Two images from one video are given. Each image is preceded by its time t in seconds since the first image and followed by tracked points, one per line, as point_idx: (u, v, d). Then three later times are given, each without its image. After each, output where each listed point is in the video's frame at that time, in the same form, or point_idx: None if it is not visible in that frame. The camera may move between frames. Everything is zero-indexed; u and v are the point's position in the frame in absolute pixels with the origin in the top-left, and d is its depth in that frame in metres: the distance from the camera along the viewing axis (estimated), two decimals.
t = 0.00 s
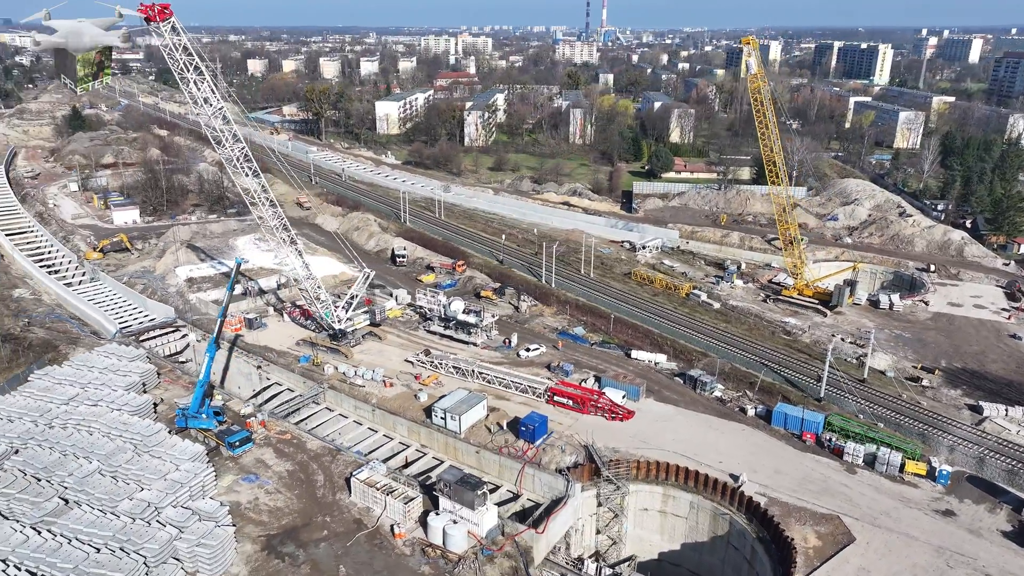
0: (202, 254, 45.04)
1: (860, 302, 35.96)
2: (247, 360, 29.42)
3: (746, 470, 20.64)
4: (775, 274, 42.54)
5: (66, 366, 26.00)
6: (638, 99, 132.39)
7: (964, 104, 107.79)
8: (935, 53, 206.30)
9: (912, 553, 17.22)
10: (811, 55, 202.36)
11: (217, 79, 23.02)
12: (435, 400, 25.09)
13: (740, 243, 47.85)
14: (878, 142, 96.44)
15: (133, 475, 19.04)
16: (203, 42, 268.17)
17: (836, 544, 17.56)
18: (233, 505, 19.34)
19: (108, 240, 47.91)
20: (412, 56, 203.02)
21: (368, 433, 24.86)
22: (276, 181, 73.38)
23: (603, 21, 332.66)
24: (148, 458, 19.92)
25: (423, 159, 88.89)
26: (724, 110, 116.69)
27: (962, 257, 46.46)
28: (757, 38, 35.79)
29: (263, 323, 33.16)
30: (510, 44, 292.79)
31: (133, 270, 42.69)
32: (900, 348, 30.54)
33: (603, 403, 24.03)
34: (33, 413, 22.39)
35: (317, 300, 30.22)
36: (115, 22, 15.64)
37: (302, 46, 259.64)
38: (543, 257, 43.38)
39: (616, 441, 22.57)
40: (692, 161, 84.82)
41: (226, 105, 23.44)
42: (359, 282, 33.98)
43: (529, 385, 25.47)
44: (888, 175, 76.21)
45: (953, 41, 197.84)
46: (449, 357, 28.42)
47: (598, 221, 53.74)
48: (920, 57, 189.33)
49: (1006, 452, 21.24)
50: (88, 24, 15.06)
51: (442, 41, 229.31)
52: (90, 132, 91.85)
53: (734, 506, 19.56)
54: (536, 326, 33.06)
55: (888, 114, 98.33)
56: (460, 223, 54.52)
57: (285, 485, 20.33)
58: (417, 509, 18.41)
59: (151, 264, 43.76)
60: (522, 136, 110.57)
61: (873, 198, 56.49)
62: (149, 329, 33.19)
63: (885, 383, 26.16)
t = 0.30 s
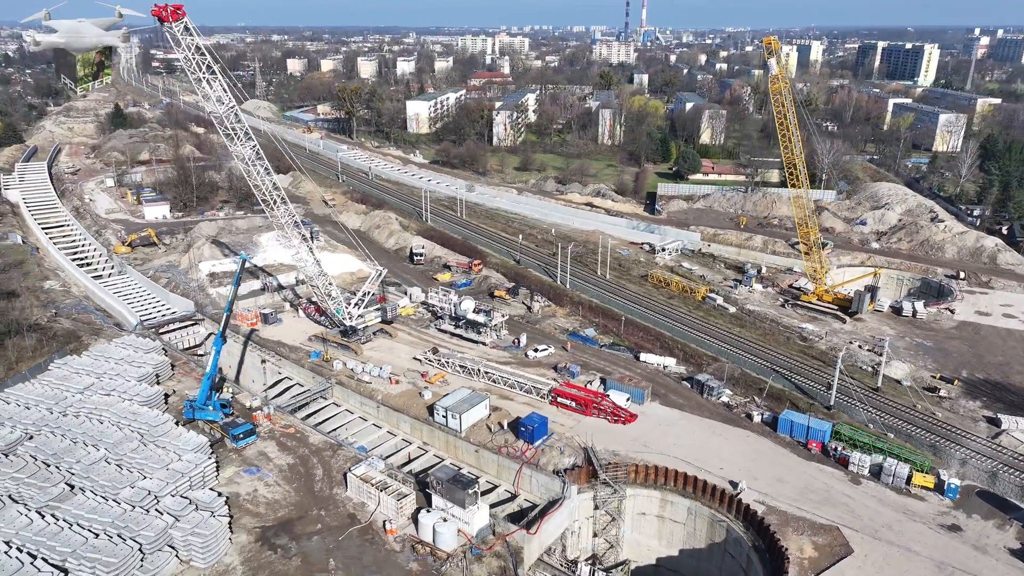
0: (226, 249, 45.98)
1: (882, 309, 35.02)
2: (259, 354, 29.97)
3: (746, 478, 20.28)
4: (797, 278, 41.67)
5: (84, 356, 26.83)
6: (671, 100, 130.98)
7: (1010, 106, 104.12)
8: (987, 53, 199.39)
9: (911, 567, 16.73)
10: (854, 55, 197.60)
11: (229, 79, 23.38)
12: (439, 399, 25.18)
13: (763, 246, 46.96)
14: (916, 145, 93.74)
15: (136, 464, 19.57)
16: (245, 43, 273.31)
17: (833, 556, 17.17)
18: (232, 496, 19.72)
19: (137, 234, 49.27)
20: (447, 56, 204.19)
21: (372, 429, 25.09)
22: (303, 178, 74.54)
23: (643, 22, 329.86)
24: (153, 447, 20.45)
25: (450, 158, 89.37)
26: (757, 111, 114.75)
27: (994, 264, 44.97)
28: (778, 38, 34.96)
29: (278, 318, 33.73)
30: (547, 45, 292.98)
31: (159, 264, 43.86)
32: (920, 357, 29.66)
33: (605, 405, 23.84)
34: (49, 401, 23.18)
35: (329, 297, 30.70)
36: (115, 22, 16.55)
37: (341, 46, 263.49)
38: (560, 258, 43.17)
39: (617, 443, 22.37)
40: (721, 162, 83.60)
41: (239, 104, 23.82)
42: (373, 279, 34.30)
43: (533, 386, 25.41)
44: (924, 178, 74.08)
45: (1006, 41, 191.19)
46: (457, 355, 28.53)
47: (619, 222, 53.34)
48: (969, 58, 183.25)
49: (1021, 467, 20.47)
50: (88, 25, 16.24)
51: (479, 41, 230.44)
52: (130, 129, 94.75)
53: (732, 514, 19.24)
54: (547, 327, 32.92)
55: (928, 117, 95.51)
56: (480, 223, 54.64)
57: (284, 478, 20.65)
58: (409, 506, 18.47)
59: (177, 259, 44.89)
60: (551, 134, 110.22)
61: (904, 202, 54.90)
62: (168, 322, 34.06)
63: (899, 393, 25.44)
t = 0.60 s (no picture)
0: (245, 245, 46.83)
1: (900, 315, 34.15)
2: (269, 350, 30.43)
3: (742, 485, 19.96)
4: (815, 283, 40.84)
5: (98, 348, 27.56)
6: (701, 100, 129.43)
7: None
8: None
9: None
10: (895, 55, 192.42)
11: (237, 78, 23.81)
12: (439, 397, 25.27)
13: (782, 250, 46.12)
14: (952, 148, 91.18)
15: (137, 454, 20.05)
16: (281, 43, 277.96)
17: (824, 567, 16.83)
18: (228, 488, 20.05)
19: (160, 230, 50.44)
20: (478, 56, 204.78)
21: (373, 425, 25.29)
22: (327, 176, 75.47)
23: (677, 22, 326.64)
24: (155, 438, 20.93)
25: (474, 158, 89.60)
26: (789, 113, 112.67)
27: None
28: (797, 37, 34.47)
29: (290, 314, 34.21)
30: (581, 46, 291.83)
31: (180, 260, 44.86)
32: (935, 366, 28.85)
33: (605, 407, 23.69)
34: (60, 391, 23.87)
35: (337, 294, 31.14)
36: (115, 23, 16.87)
37: (376, 45, 266.13)
38: (573, 258, 42.95)
39: (614, 446, 22.19)
40: (747, 164, 82.40)
41: (247, 103, 24.28)
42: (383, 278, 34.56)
43: (534, 386, 25.35)
44: (958, 183, 71.96)
45: None
46: (461, 354, 28.59)
47: (638, 224, 52.87)
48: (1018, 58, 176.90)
49: None
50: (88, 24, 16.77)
51: (512, 41, 230.65)
52: (163, 127, 97.10)
53: (725, 521, 18.96)
54: (554, 328, 32.79)
55: (966, 119, 92.67)
56: (498, 223, 54.67)
57: (281, 472, 20.94)
58: (399, 503, 18.56)
59: (198, 255, 45.88)
60: (577, 133, 109.71)
61: (933, 207, 53.41)
62: (184, 316, 34.79)
63: (909, 402, 24.78)
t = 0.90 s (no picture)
0: (261, 242, 47.51)
1: (915, 322, 33.33)
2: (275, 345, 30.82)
3: (735, 491, 19.67)
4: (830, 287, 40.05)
5: (108, 341, 28.21)
6: (728, 101, 127.75)
7: None
8: None
9: None
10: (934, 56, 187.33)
11: (241, 77, 24.28)
12: (437, 395, 25.33)
13: (799, 253, 45.29)
14: (986, 151, 88.61)
15: (135, 445, 20.46)
16: (315, 42, 281.25)
17: None
18: (223, 480, 20.36)
19: (180, 226, 51.51)
20: (507, 55, 205.09)
21: (371, 423, 25.44)
22: (348, 175, 76.26)
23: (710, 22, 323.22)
24: (154, 430, 21.33)
25: (495, 158, 89.62)
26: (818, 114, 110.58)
27: None
28: (811, 37, 33.91)
29: (298, 311, 34.62)
30: (612, 46, 290.36)
31: (197, 256, 45.70)
32: (949, 375, 28.04)
33: (601, 410, 23.51)
34: (68, 383, 24.48)
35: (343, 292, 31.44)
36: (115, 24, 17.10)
37: (407, 45, 268.15)
38: (584, 259, 42.73)
39: (608, 449, 22.01)
40: (770, 166, 81.11)
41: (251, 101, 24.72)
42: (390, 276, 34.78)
43: (532, 387, 25.27)
44: (989, 187, 69.94)
45: None
46: (462, 354, 28.62)
47: (653, 226, 52.34)
48: None
49: None
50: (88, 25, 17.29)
51: (543, 41, 230.47)
52: (192, 125, 99.05)
53: (715, 527, 18.70)
54: (559, 329, 32.64)
55: (1002, 121, 89.93)
56: (512, 222, 54.61)
57: (275, 466, 21.19)
58: (386, 500, 18.66)
59: (215, 251, 46.71)
60: (600, 133, 109.05)
61: (959, 211, 51.97)
62: (196, 311, 35.43)
63: (916, 411, 24.16)
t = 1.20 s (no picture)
0: (276, 239, 48.18)
1: (929, 329, 32.46)
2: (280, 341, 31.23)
3: (725, 497, 19.41)
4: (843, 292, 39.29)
5: (118, 334, 28.84)
6: (755, 102, 125.88)
7: None
8: None
9: None
10: (974, 57, 182.08)
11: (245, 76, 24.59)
12: (434, 394, 25.41)
13: (815, 257, 44.47)
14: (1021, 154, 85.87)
15: (132, 437, 20.87)
16: (346, 41, 283.44)
17: None
18: (216, 473, 20.67)
19: (198, 223, 52.43)
20: (539, 56, 204.73)
21: (368, 419, 25.62)
22: (367, 173, 76.82)
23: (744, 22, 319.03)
24: (152, 422, 21.74)
25: (515, 158, 89.61)
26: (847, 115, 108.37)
27: None
28: (825, 37, 33.27)
29: (306, 308, 35.03)
30: (644, 47, 288.37)
31: (214, 252, 46.54)
32: (960, 384, 27.27)
33: (596, 411, 23.38)
34: (75, 375, 25.10)
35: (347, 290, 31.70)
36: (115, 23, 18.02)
37: (438, 45, 269.66)
38: (595, 260, 42.46)
39: (600, 451, 21.89)
40: (793, 168, 79.79)
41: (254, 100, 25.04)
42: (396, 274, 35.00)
43: (529, 387, 25.22)
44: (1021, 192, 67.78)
45: None
46: (463, 353, 28.66)
47: (668, 227, 51.81)
48: None
49: None
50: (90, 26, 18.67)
51: (573, 41, 229.92)
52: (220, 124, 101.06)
53: (703, 533, 18.49)
54: (563, 329, 32.51)
55: None
56: (525, 222, 54.53)
57: (268, 460, 21.47)
58: (372, 497, 18.77)
59: (231, 248, 47.43)
60: (622, 133, 108.19)
61: (985, 216, 50.47)
62: (206, 306, 36.05)
63: (921, 420, 23.56)
